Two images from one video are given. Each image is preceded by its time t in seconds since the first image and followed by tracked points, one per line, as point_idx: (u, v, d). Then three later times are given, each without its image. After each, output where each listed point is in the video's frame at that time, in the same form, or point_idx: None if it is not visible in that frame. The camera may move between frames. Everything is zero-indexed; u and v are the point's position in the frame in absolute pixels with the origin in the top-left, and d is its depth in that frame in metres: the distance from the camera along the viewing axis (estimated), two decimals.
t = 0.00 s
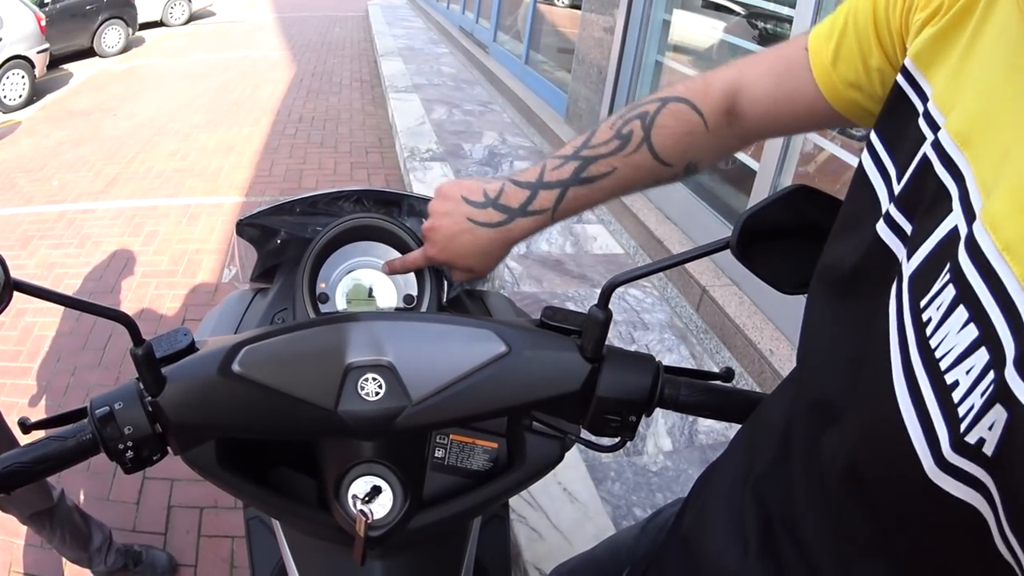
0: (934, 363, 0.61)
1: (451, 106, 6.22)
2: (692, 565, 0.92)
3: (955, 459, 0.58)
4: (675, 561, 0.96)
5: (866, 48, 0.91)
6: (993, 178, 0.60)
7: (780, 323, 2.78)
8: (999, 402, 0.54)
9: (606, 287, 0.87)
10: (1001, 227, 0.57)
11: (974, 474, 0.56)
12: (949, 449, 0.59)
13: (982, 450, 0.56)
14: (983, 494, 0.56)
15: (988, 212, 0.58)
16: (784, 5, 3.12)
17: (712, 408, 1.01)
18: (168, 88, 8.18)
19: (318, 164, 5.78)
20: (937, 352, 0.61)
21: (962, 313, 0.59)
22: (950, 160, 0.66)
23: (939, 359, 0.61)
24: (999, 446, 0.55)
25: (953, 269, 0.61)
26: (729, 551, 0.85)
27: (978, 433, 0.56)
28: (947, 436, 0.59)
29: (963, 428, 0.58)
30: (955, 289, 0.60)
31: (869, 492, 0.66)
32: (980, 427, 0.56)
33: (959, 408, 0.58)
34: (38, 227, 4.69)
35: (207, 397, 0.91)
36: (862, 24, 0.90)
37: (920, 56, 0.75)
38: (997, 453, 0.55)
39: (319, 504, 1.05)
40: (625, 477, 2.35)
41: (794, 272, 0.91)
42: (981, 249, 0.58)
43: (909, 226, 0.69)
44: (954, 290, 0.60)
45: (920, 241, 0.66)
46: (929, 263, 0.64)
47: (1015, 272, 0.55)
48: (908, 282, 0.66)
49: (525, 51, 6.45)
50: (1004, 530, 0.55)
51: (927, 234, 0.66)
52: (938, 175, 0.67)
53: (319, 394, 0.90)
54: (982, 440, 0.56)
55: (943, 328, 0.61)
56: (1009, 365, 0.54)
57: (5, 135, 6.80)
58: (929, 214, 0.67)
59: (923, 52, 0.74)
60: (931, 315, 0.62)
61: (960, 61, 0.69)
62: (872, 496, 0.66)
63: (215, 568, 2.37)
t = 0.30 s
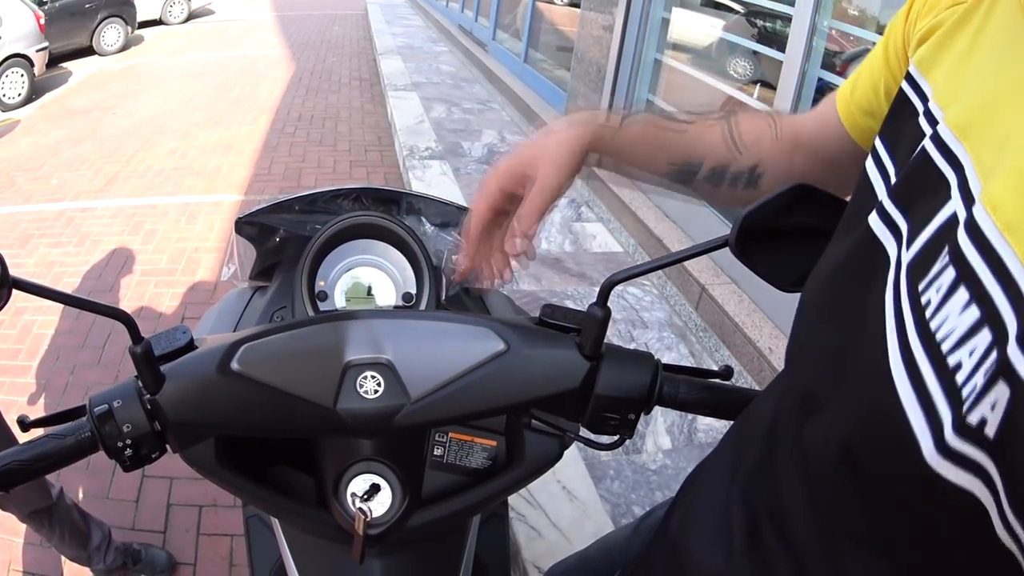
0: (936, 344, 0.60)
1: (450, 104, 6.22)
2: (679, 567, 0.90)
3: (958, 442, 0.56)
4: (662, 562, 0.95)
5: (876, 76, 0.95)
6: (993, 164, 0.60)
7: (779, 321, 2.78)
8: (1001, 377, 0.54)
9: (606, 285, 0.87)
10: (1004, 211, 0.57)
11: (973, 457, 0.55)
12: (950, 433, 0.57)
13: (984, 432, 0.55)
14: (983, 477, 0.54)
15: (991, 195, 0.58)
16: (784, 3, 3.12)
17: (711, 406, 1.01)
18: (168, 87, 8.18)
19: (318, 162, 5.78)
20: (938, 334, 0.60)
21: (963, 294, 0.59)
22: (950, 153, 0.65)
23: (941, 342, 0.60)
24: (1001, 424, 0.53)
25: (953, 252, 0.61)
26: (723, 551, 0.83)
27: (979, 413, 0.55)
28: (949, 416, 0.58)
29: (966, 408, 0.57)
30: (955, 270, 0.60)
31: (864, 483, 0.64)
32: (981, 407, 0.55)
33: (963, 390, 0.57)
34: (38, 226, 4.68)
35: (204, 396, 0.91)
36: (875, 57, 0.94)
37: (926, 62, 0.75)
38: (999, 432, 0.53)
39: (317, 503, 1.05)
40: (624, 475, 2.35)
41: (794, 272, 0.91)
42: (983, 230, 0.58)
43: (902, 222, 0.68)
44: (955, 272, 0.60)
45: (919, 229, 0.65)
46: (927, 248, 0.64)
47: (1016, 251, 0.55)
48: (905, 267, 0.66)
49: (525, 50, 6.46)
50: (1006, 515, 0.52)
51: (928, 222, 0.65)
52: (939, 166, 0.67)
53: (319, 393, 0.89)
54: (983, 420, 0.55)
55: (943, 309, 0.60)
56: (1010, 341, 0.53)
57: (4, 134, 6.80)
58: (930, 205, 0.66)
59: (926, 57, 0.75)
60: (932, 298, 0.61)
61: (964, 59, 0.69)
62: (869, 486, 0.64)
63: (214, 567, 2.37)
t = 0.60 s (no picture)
0: (941, 296, 0.60)
1: (449, 103, 6.22)
2: (669, 568, 0.89)
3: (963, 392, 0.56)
4: (654, 562, 0.93)
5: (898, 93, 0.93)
6: (998, 134, 0.61)
7: (778, 320, 2.78)
8: (1007, 320, 0.54)
9: (605, 282, 0.87)
10: (1007, 170, 0.58)
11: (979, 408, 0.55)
12: (957, 381, 0.57)
13: (989, 379, 0.55)
14: (993, 432, 0.54)
15: (995, 160, 0.59)
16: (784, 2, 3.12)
17: (710, 403, 1.01)
18: (167, 85, 8.17)
19: (317, 161, 5.78)
20: (943, 287, 0.61)
21: (968, 250, 0.59)
22: (955, 132, 0.66)
23: (945, 298, 0.60)
24: (1009, 368, 0.53)
25: (957, 214, 0.61)
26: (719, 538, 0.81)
27: (984, 360, 0.56)
28: (956, 364, 0.57)
29: (972, 354, 0.57)
30: (959, 228, 0.61)
31: (873, 453, 0.63)
32: (987, 353, 0.55)
33: (969, 339, 0.57)
34: (37, 224, 4.68)
35: (204, 392, 0.91)
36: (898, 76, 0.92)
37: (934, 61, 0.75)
38: (1006, 378, 0.54)
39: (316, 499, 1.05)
40: (623, 473, 2.35)
41: (794, 269, 0.92)
42: (986, 190, 0.59)
43: (913, 201, 0.69)
44: (959, 231, 0.61)
45: (927, 204, 0.66)
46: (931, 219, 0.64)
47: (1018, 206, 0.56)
48: (912, 240, 0.66)
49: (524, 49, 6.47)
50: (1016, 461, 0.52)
51: (935, 196, 0.66)
52: (947, 147, 0.67)
53: (319, 390, 0.90)
54: (989, 367, 0.55)
55: (949, 264, 0.61)
56: (1014, 285, 0.54)
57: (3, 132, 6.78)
58: (940, 179, 0.67)
59: (940, 56, 0.75)
60: (938, 259, 0.62)
61: (974, 54, 0.69)
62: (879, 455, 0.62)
63: (213, 565, 2.37)
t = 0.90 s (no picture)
0: (931, 292, 0.60)
1: (451, 102, 6.22)
2: (678, 566, 0.88)
3: (952, 383, 0.56)
4: (662, 557, 0.93)
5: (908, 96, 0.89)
6: (991, 130, 0.61)
7: (779, 319, 2.78)
8: (991, 311, 0.54)
9: (607, 279, 0.87)
10: (996, 166, 0.58)
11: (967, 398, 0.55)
12: (946, 372, 0.57)
13: (975, 370, 0.55)
14: (981, 423, 0.54)
15: (985, 157, 0.59)
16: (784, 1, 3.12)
17: (712, 401, 1.01)
18: (168, 83, 8.17)
19: (319, 159, 5.78)
20: (933, 283, 0.61)
21: (957, 245, 0.59)
22: (952, 131, 0.66)
23: (935, 291, 0.60)
24: (993, 359, 0.53)
25: (949, 210, 0.62)
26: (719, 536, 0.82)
27: (970, 351, 0.56)
28: (945, 356, 0.57)
29: (959, 345, 0.57)
30: (950, 224, 0.61)
31: (870, 447, 0.63)
32: (973, 344, 0.55)
33: (957, 331, 0.57)
34: (38, 222, 4.68)
35: (205, 387, 0.91)
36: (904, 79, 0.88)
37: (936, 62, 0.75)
38: (991, 369, 0.54)
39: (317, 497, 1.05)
40: (624, 471, 2.36)
41: (797, 269, 0.92)
42: (977, 189, 0.59)
43: (910, 201, 0.69)
44: (950, 227, 0.61)
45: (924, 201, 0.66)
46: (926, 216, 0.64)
47: (1004, 201, 0.56)
48: (907, 238, 0.66)
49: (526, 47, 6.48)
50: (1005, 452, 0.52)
51: (931, 194, 0.66)
52: (942, 145, 0.67)
53: (319, 386, 0.90)
54: (975, 358, 0.55)
55: (939, 258, 0.61)
56: (999, 276, 0.54)
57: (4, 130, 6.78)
58: (937, 178, 0.66)
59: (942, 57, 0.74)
60: (930, 256, 0.62)
61: (973, 55, 0.69)
62: (876, 449, 0.63)
63: (214, 564, 2.37)
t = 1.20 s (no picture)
0: (934, 299, 0.60)
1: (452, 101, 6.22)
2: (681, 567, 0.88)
3: (954, 390, 0.56)
4: (665, 558, 0.93)
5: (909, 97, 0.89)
6: (994, 135, 0.61)
7: (781, 319, 2.78)
8: (994, 320, 0.54)
9: (608, 279, 0.87)
10: (998, 173, 0.58)
11: (970, 405, 0.55)
12: (947, 379, 0.57)
13: (978, 377, 0.55)
14: (982, 429, 0.54)
15: (988, 164, 0.59)
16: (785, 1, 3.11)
17: (714, 400, 1.01)
18: (169, 83, 8.17)
19: (320, 159, 5.78)
20: (935, 290, 0.61)
21: (959, 252, 0.59)
22: (953, 135, 0.66)
23: (938, 298, 0.60)
24: (996, 367, 0.54)
25: (951, 216, 0.62)
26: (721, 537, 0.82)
27: (972, 358, 0.56)
28: (947, 363, 0.58)
29: (962, 353, 0.57)
30: (953, 230, 0.61)
31: (871, 450, 0.63)
32: (976, 351, 0.55)
33: (959, 338, 0.57)
34: (39, 222, 4.68)
35: (207, 387, 0.91)
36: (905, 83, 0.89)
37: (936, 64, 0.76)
38: (994, 376, 0.54)
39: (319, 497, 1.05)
40: (625, 471, 2.36)
41: (797, 268, 0.92)
42: (980, 197, 0.59)
43: (913, 205, 0.69)
44: (953, 233, 0.61)
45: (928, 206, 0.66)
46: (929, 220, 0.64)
47: (1006, 208, 0.56)
48: (910, 243, 0.66)
49: (527, 47, 6.48)
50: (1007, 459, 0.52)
51: (934, 198, 0.66)
52: (945, 150, 0.67)
53: (321, 386, 0.90)
54: (977, 365, 0.55)
55: (942, 265, 0.61)
56: (1002, 284, 0.54)
57: (5, 130, 6.78)
58: (939, 183, 0.66)
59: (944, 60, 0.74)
60: (933, 262, 0.62)
61: (976, 57, 0.69)
62: (876, 451, 0.63)
63: (216, 563, 2.37)
